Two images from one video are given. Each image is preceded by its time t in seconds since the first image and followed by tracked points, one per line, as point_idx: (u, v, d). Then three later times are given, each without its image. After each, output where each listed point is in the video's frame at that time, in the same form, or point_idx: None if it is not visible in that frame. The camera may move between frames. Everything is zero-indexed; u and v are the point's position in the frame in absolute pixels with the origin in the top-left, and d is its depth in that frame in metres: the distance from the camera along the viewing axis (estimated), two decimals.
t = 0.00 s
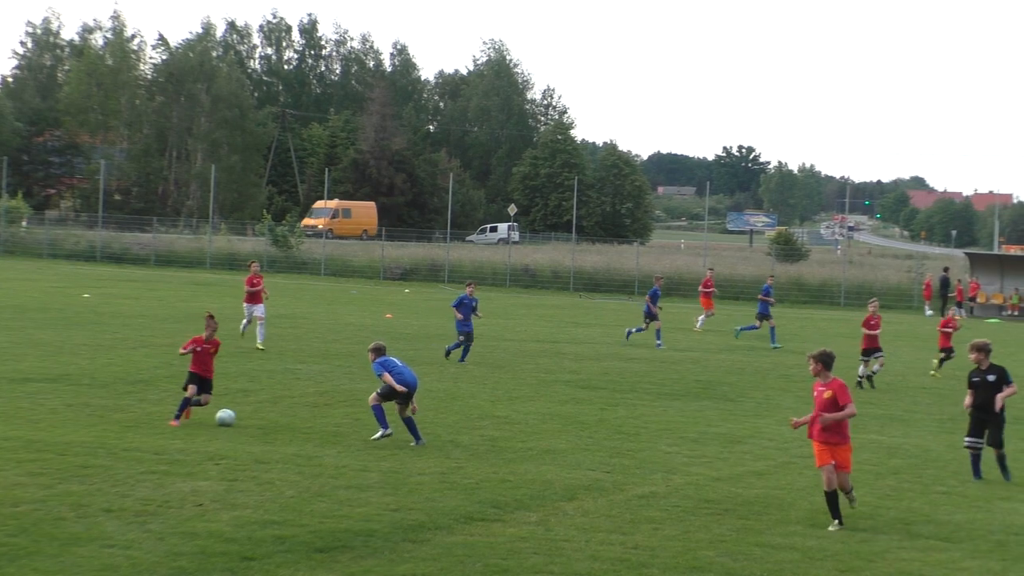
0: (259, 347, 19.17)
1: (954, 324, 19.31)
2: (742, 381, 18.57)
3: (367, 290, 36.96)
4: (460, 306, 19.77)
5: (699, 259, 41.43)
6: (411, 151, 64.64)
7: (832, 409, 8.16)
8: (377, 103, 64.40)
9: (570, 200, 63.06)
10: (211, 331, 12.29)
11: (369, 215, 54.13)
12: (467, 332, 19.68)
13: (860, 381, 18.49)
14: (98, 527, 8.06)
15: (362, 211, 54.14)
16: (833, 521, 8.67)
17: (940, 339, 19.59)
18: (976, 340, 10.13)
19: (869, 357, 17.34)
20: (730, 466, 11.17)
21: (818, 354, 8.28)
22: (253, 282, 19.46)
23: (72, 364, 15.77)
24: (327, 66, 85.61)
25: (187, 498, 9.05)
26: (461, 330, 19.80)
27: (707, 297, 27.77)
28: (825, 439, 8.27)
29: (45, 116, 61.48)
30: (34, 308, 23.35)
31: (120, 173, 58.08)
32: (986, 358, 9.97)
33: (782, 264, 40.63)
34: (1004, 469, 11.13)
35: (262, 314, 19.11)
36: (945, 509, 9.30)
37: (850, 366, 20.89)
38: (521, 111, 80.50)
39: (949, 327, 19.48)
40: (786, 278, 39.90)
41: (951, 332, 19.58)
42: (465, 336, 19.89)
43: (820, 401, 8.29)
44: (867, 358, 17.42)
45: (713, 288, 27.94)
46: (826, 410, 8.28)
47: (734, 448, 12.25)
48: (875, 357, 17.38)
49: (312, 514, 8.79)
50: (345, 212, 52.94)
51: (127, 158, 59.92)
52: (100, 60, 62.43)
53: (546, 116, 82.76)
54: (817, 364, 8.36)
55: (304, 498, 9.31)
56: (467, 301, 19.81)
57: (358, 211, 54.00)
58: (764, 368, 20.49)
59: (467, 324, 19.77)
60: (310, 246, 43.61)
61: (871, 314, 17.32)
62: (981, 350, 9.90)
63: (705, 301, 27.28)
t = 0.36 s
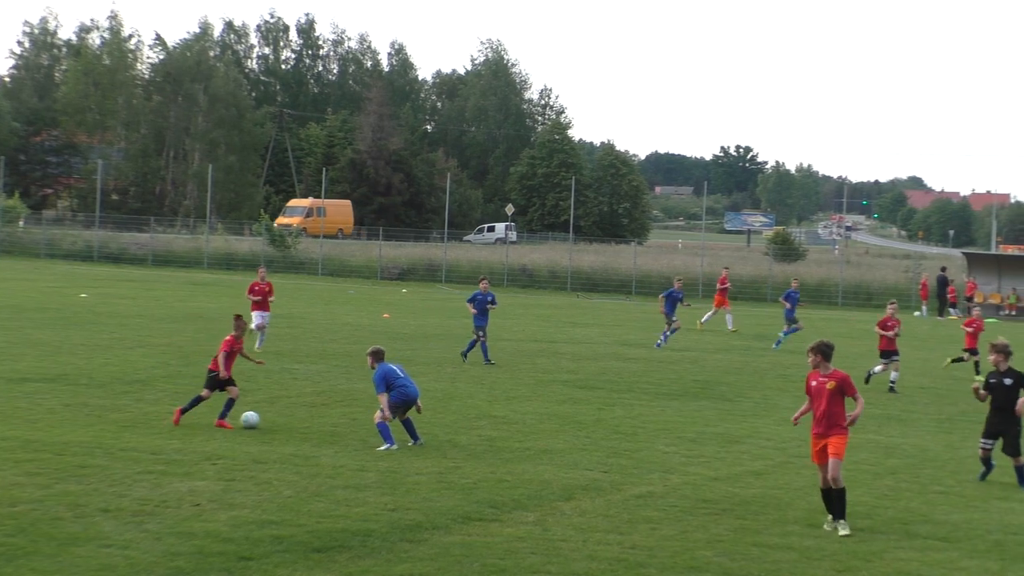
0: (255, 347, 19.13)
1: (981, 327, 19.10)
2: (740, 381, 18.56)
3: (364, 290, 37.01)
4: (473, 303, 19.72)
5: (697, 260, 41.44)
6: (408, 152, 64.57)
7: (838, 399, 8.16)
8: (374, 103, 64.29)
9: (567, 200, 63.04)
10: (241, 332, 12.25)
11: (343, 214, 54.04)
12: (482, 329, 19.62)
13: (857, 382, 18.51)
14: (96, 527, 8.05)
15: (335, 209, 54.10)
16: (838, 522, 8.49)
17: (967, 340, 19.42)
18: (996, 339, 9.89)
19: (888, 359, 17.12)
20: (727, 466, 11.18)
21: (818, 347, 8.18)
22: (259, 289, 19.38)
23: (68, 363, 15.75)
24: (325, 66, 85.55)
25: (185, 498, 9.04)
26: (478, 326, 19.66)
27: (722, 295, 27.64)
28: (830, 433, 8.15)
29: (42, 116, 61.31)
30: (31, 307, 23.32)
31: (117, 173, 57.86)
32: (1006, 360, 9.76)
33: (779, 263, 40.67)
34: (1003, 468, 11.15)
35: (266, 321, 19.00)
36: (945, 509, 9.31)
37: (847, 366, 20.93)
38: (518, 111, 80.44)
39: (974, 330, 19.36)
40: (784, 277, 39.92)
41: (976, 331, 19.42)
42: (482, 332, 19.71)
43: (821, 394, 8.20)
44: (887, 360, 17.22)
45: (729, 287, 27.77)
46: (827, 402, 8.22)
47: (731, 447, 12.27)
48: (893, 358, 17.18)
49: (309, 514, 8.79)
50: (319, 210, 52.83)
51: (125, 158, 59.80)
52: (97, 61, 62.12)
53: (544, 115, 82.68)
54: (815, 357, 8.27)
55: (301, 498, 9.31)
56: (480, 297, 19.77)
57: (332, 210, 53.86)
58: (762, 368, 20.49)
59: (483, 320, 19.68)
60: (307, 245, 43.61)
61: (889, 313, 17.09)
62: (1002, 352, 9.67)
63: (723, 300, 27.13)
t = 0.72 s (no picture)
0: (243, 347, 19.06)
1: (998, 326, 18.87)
2: (728, 380, 18.60)
3: (353, 288, 37.01)
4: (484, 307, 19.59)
5: (686, 258, 41.52)
6: (397, 150, 64.51)
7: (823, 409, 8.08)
8: (364, 101, 64.17)
9: (557, 198, 63.13)
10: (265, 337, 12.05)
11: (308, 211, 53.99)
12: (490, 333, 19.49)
13: (845, 381, 18.58)
14: (84, 526, 8.05)
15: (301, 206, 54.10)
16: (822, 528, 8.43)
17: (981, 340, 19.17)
18: (993, 342, 9.93)
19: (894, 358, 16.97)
20: (716, 464, 11.25)
21: (807, 352, 8.10)
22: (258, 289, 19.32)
23: (57, 363, 15.71)
24: (314, 64, 85.36)
25: (173, 497, 9.05)
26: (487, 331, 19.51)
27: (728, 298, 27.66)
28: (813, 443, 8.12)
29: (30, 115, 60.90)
30: (20, 306, 23.23)
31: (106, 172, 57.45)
32: (1003, 361, 9.79)
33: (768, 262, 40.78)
34: (991, 466, 11.23)
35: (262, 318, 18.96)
36: (933, 507, 9.37)
37: (835, 365, 21.02)
38: (508, 110, 80.46)
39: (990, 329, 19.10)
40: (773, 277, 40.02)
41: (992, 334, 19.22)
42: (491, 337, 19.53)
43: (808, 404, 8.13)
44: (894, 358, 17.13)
45: (734, 290, 27.71)
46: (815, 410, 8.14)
47: (720, 446, 12.34)
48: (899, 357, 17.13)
49: (298, 512, 8.80)
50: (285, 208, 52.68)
51: (115, 156, 59.52)
52: (87, 59, 61.73)
53: (533, 114, 82.69)
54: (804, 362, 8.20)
55: (289, 496, 9.33)
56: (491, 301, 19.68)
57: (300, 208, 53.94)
58: (750, 367, 20.55)
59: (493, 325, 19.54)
60: (296, 244, 43.51)
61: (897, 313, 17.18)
62: (999, 353, 9.70)
63: (727, 303, 27.05)
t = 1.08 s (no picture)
0: (227, 346, 19.02)
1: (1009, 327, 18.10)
2: (711, 379, 18.69)
3: (338, 288, 36.94)
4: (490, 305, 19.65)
5: (671, 258, 41.55)
6: (382, 149, 64.45)
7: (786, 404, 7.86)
8: (348, 100, 64.03)
9: (541, 198, 63.19)
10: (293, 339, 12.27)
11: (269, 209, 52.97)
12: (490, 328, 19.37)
13: (828, 380, 18.72)
14: (68, 526, 8.03)
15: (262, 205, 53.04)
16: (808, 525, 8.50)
17: (995, 341, 18.52)
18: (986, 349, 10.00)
19: (896, 366, 16.71)
20: (700, 464, 11.31)
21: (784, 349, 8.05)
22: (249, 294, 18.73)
23: (40, 362, 15.64)
24: (299, 63, 85.01)
25: (158, 496, 9.04)
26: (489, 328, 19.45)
27: (727, 293, 27.42)
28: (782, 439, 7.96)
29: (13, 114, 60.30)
30: (2, 306, 23.08)
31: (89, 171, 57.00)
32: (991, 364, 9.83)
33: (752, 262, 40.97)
34: (973, 465, 11.36)
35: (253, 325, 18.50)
36: (917, 506, 9.47)
37: (819, 365, 21.14)
38: (492, 109, 80.52)
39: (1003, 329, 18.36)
40: (757, 276, 40.20)
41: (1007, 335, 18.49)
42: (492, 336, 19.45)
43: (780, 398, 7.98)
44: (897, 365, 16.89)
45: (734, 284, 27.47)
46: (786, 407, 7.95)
47: (705, 445, 12.41)
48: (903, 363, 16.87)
49: (283, 512, 8.81)
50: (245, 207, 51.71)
51: (98, 155, 59.11)
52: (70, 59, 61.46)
53: (518, 113, 82.65)
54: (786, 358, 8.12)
55: (274, 496, 9.34)
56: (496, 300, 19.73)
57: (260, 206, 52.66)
58: (734, 366, 20.66)
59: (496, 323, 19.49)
60: (280, 244, 43.43)
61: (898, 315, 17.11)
62: (984, 354, 9.82)
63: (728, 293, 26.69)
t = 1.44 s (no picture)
0: (205, 344, 18.97)
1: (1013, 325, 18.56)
2: (690, 378, 18.82)
3: (318, 286, 36.78)
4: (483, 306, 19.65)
5: (650, 256, 41.66)
6: (361, 147, 64.38)
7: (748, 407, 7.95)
8: (328, 98, 63.87)
9: (521, 196, 63.28)
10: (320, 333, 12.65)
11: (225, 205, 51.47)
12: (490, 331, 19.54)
13: (804, 378, 18.91)
14: (46, 525, 8.02)
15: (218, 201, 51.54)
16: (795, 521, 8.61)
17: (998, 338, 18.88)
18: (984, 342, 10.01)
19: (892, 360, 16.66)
20: (678, 461, 11.42)
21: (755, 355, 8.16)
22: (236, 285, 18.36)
23: (18, 360, 15.56)
24: (279, 61, 84.57)
25: (136, 494, 9.04)
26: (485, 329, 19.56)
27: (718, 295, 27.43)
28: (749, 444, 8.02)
29: None
30: None
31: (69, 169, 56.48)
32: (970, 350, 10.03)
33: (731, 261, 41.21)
34: (948, 463, 11.52)
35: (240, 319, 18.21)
36: (893, 504, 9.61)
37: (795, 363, 21.33)
38: (472, 107, 80.47)
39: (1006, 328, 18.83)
40: (736, 274, 40.42)
41: (1007, 332, 18.98)
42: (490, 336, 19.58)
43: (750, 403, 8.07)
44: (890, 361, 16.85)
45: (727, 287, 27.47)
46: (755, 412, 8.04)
47: (683, 443, 12.52)
48: (897, 358, 16.77)
49: (261, 510, 8.84)
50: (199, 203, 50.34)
51: (77, 154, 58.63)
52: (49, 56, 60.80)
53: (498, 112, 82.63)
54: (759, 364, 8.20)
55: (253, 494, 9.36)
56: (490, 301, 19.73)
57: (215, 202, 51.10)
58: (712, 365, 20.81)
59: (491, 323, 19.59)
60: (259, 242, 43.30)
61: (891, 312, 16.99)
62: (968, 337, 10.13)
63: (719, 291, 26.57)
